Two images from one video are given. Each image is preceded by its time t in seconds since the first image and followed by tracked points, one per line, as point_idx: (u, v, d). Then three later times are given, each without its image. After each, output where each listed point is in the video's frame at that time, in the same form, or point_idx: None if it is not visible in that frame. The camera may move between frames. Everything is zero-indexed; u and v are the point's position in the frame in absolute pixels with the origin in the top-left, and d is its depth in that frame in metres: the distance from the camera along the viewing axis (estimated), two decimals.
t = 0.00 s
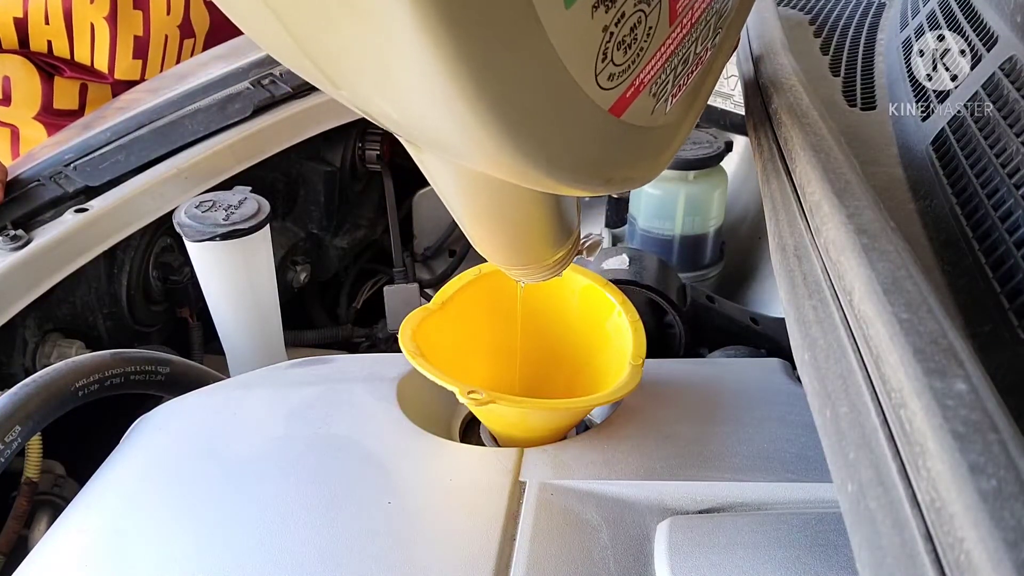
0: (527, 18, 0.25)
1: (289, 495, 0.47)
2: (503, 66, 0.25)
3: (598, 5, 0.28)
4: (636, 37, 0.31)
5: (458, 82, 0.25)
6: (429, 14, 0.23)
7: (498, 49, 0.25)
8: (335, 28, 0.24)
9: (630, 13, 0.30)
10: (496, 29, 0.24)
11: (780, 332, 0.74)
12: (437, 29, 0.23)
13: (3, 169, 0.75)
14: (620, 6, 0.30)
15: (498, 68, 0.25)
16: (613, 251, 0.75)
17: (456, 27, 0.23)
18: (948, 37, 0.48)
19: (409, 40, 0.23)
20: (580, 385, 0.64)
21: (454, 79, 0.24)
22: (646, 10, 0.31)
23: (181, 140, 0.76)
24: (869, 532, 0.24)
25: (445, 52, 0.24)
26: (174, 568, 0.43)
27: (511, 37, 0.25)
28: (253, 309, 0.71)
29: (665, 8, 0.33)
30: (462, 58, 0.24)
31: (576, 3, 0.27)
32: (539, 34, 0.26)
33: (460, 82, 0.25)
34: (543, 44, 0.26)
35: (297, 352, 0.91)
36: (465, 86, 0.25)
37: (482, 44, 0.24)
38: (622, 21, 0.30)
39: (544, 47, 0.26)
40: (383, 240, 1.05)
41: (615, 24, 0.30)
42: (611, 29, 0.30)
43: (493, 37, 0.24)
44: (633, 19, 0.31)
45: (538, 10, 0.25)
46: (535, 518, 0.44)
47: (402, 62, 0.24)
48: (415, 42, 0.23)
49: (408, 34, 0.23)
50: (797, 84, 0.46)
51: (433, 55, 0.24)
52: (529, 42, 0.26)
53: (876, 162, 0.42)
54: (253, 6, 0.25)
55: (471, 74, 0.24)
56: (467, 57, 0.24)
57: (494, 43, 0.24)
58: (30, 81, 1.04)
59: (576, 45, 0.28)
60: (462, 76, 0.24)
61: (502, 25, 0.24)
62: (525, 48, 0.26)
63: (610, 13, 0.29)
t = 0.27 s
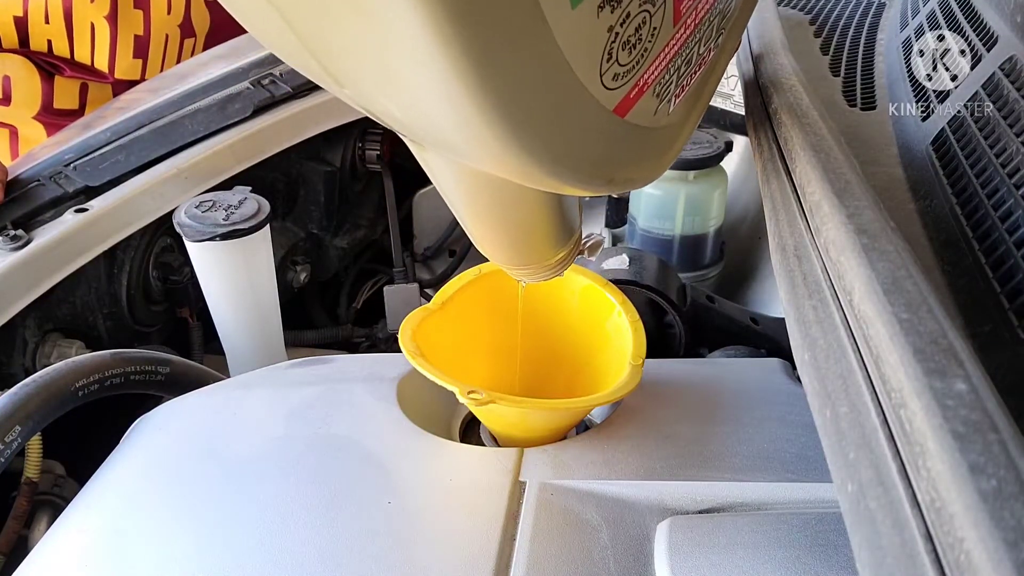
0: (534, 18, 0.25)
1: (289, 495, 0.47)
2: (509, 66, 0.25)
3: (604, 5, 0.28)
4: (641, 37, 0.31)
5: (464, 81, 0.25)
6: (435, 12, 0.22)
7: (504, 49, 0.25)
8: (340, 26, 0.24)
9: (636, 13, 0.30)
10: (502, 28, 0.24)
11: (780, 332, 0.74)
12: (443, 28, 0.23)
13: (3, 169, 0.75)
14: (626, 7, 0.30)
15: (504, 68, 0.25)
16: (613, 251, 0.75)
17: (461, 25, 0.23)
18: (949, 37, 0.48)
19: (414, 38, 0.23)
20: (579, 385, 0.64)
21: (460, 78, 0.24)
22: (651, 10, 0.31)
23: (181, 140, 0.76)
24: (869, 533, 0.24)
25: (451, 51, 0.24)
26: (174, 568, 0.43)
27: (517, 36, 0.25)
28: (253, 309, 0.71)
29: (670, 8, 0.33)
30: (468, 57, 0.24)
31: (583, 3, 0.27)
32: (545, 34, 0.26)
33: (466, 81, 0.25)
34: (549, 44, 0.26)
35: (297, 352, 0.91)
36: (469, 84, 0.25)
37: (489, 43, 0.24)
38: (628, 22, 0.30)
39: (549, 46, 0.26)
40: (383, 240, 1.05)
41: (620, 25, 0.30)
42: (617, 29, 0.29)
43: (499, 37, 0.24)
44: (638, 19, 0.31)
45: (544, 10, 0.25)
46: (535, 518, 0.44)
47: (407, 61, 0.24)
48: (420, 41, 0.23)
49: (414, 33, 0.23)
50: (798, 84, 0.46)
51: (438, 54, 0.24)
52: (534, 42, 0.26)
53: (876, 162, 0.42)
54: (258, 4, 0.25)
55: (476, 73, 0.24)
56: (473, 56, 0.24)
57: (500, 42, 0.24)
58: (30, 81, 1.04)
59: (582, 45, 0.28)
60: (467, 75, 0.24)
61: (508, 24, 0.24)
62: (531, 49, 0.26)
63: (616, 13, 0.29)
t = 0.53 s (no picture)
0: (537, 16, 0.25)
1: (289, 495, 0.47)
2: (511, 64, 0.25)
3: (607, 3, 0.28)
4: (643, 35, 0.31)
5: (466, 79, 0.25)
6: (439, 10, 0.22)
7: (507, 47, 0.25)
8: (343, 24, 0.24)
9: (638, 11, 0.30)
10: (505, 27, 0.24)
11: (780, 332, 0.74)
12: (446, 26, 0.23)
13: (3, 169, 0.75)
14: (628, 5, 0.30)
15: (507, 66, 0.25)
16: (613, 251, 0.75)
17: (465, 24, 0.23)
18: (949, 37, 0.48)
19: (417, 35, 0.23)
20: (579, 385, 0.64)
21: (463, 76, 0.24)
22: (654, 8, 0.31)
23: (181, 140, 0.76)
24: (869, 533, 0.24)
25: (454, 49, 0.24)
26: (174, 568, 0.43)
27: (519, 34, 0.25)
28: (253, 309, 0.70)
29: (672, 6, 0.33)
30: (471, 55, 0.24)
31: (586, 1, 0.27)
32: (548, 32, 0.26)
33: (468, 79, 0.25)
34: (551, 42, 0.26)
35: (297, 352, 0.91)
36: (473, 83, 0.25)
37: (491, 41, 0.24)
38: (630, 20, 0.30)
39: (552, 45, 0.26)
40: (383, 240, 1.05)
41: (623, 22, 0.30)
42: (619, 27, 0.29)
43: (502, 35, 0.24)
44: (640, 17, 0.31)
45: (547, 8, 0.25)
46: (535, 518, 0.44)
47: (410, 58, 0.24)
48: (423, 39, 0.23)
49: (417, 31, 0.23)
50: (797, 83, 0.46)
51: (441, 52, 0.24)
52: (537, 40, 0.26)
53: (876, 162, 0.42)
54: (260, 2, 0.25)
55: (479, 71, 0.24)
56: (476, 55, 0.24)
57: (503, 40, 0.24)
58: (29, 81, 1.04)
59: (584, 43, 0.28)
60: (470, 73, 0.24)
61: (511, 23, 0.24)
62: (534, 46, 0.26)
63: (618, 12, 0.29)
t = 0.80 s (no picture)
0: (528, 27, 0.25)
1: (288, 496, 0.47)
2: (504, 76, 0.25)
3: (600, 15, 0.28)
4: (637, 46, 0.31)
5: (460, 92, 0.25)
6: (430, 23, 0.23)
7: (499, 59, 0.25)
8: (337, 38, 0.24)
9: (631, 22, 0.30)
10: (496, 38, 0.24)
11: (780, 332, 0.74)
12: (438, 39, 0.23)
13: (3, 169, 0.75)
14: (621, 16, 0.30)
15: (500, 78, 0.25)
16: (613, 251, 0.75)
17: (457, 37, 0.23)
18: (949, 37, 0.48)
19: (410, 48, 0.23)
20: (579, 385, 0.64)
21: (456, 89, 0.24)
22: (647, 19, 0.32)
23: (181, 140, 0.76)
24: (869, 533, 0.24)
25: (447, 62, 0.24)
26: (173, 568, 0.43)
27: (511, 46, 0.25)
28: (253, 309, 0.71)
29: (666, 16, 0.33)
30: (464, 68, 0.24)
31: (578, 14, 0.27)
32: (539, 43, 0.26)
33: (462, 92, 0.25)
34: (543, 52, 0.26)
35: (297, 352, 0.91)
36: (466, 94, 0.25)
37: (483, 53, 0.24)
38: (624, 31, 0.30)
39: (545, 56, 0.26)
40: (383, 240, 1.05)
41: (616, 34, 0.30)
42: (613, 38, 0.30)
43: (494, 46, 0.24)
44: (634, 28, 0.31)
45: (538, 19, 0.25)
46: (535, 518, 0.44)
47: (403, 71, 0.24)
48: (417, 52, 0.23)
49: (410, 44, 0.23)
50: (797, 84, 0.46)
51: (434, 65, 0.24)
52: (530, 52, 0.26)
53: (876, 162, 0.42)
54: (254, 16, 0.25)
55: (472, 83, 0.24)
56: (468, 67, 0.24)
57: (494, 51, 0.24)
58: (29, 81, 1.04)
59: (577, 54, 0.28)
60: (463, 86, 0.24)
61: (503, 35, 0.24)
62: (525, 57, 0.26)
63: (611, 24, 0.29)
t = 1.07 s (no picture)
0: (529, 23, 0.25)
1: (288, 496, 0.47)
2: (505, 73, 0.25)
3: (600, 11, 0.28)
4: (637, 42, 0.32)
5: (461, 88, 0.25)
6: (431, 19, 0.23)
7: (499, 55, 0.25)
8: (337, 34, 0.24)
9: (632, 18, 0.30)
10: (497, 35, 0.24)
11: (780, 332, 0.74)
12: (439, 37, 0.23)
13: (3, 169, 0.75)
14: (621, 12, 0.30)
15: (501, 75, 0.25)
16: (613, 251, 0.75)
17: (457, 32, 0.23)
18: (948, 37, 0.48)
19: (410, 45, 0.23)
20: (579, 385, 0.64)
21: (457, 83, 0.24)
22: (647, 15, 0.32)
23: (180, 140, 0.76)
24: (869, 533, 0.24)
25: (449, 59, 0.24)
26: (173, 568, 0.43)
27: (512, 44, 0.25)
28: (253, 309, 0.71)
29: (666, 13, 0.33)
30: (465, 65, 0.24)
31: (578, 9, 0.27)
32: (540, 40, 0.26)
33: (463, 88, 0.25)
34: (544, 49, 0.26)
35: (297, 352, 0.91)
36: (467, 92, 0.25)
37: (485, 48, 0.24)
38: (624, 27, 0.30)
39: (546, 52, 0.26)
40: (383, 240, 1.05)
41: (616, 30, 0.30)
42: (613, 34, 0.30)
43: (495, 42, 0.24)
44: (634, 24, 0.31)
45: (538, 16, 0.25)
46: (535, 518, 0.44)
47: (405, 68, 0.24)
48: (418, 49, 0.23)
49: (413, 41, 0.23)
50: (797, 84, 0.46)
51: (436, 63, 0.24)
52: (530, 47, 0.26)
53: (876, 163, 0.42)
54: (255, 13, 0.25)
55: (473, 80, 0.24)
56: (469, 63, 0.24)
57: (497, 49, 0.24)
58: (29, 81, 1.04)
59: (577, 50, 0.28)
60: (464, 83, 0.24)
61: (503, 31, 0.24)
62: (526, 53, 0.26)
63: (611, 20, 0.29)
